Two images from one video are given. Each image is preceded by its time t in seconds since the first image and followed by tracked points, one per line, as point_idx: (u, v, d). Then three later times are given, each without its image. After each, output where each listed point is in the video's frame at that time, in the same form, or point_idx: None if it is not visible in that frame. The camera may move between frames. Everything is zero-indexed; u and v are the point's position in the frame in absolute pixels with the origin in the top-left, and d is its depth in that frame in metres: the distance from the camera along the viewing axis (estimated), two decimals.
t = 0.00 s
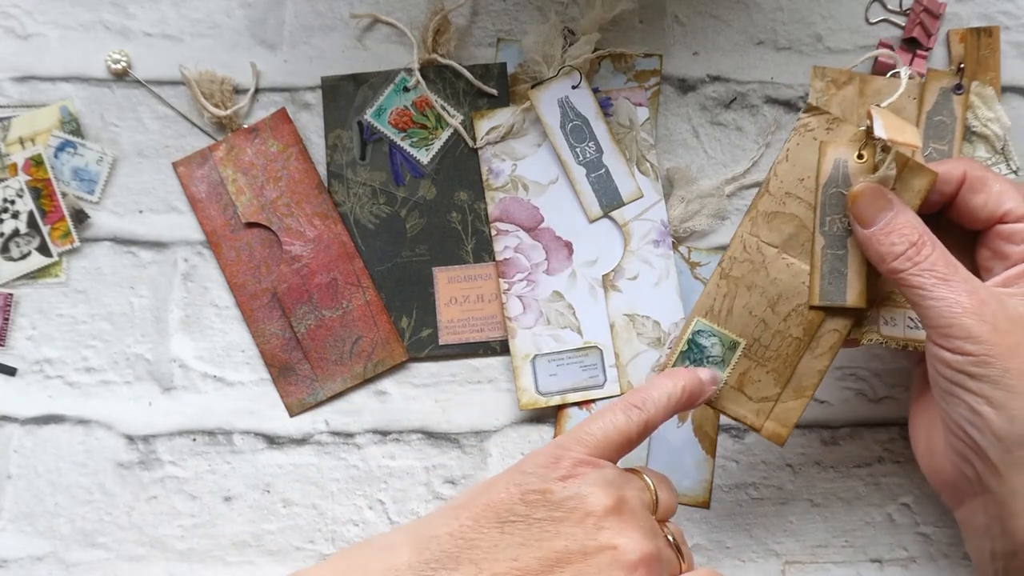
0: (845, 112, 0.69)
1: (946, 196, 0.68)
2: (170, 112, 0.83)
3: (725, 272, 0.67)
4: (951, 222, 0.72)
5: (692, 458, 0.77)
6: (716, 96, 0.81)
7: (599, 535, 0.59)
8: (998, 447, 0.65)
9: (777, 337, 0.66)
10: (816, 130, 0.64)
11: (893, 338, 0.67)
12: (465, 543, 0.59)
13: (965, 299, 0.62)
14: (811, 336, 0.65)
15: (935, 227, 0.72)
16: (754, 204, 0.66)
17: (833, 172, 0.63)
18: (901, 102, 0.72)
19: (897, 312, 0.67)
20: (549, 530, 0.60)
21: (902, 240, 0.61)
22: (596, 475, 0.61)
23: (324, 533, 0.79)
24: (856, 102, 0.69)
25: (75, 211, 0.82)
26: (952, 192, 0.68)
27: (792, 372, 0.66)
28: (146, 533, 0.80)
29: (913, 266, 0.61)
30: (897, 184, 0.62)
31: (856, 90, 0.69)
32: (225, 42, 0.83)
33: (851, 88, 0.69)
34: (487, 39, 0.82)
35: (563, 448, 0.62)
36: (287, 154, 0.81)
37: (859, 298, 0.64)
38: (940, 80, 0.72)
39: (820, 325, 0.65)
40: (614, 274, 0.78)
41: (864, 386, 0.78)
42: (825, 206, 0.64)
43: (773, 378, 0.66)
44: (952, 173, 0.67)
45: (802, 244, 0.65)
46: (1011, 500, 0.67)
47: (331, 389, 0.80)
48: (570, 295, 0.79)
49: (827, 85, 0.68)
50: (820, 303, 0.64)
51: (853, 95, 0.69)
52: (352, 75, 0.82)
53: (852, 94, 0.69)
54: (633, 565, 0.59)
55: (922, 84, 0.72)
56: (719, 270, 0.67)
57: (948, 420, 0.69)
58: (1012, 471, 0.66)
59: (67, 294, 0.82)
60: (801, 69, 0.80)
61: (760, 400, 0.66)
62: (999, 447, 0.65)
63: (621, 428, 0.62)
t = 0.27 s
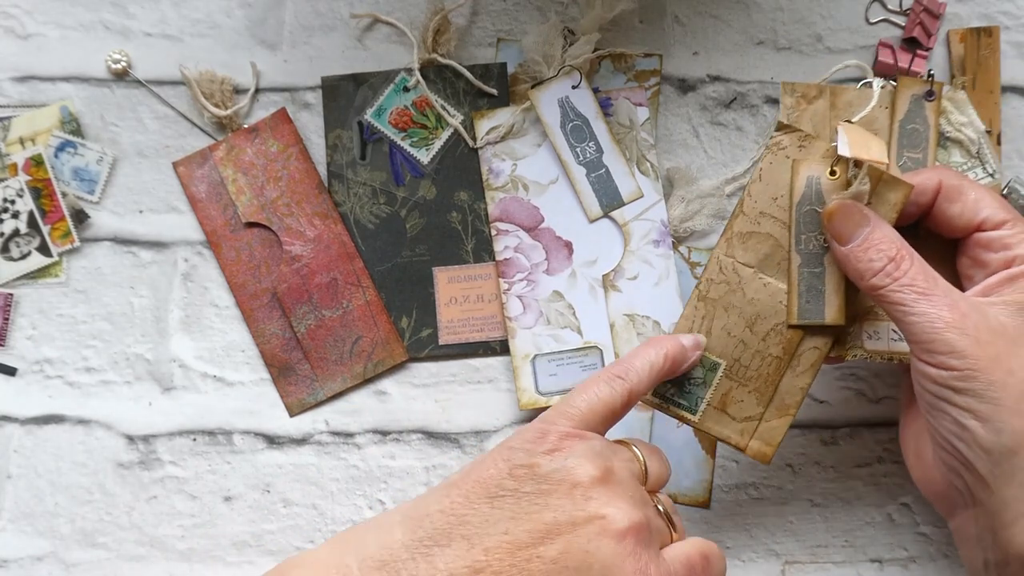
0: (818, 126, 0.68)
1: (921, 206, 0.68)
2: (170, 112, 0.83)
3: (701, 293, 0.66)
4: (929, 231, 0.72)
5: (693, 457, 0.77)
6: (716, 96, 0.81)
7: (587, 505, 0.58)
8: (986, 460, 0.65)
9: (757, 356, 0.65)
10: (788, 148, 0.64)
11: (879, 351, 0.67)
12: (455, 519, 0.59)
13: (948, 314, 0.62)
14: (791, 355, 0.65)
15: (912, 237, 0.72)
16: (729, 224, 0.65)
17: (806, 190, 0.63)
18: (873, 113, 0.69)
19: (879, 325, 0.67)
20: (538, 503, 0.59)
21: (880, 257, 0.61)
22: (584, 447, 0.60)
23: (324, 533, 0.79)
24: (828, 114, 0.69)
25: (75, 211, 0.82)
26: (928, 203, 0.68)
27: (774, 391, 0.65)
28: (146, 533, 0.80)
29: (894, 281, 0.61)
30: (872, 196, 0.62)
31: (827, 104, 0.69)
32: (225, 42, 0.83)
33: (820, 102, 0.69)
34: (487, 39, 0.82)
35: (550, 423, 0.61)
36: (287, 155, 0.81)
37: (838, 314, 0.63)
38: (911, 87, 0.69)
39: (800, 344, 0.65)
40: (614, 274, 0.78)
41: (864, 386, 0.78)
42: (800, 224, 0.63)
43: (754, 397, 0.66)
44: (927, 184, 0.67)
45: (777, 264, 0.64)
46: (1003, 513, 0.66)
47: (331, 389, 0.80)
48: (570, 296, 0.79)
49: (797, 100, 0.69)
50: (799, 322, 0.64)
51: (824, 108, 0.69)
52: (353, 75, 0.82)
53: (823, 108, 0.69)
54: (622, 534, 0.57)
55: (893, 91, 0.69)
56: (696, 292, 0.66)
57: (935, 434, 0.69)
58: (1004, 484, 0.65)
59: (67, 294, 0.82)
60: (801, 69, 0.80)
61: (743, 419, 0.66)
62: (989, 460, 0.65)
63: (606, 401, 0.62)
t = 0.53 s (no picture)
0: (847, 111, 0.67)
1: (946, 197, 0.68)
2: (170, 112, 0.83)
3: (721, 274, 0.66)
4: (952, 223, 0.71)
5: (693, 457, 0.77)
6: (716, 96, 0.81)
7: (585, 516, 0.58)
8: (1000, 454, 0.65)
9: (772, 339, 0.66)
10: (816, 132, 0.63)
11: (893, 340, 0.66)
12: (453, 527, 0.59)
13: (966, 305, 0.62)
14: (806, 339, 0.65)
15: (935, 228, 0.72)
16: (752, 205, 0.65)
17: (833, 174, 0.62)
18: (905, 101, 0.70)
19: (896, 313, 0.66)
20: (536, 512, 0.59)
21: (903, 245, 0.60)
22: (584, 457, 0.59)
23: (324, 533, 0.79)
24: (859, 100, 0.67)
25: (76, 211, 0.82)
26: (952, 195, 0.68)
27: (787, 373, 0.66)
28: (146, 533, 0.80)
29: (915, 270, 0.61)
30: (899, 186, 0.61)
31: (858, 89, 0.67)
32: (225, 42, 0.83)
33: (852, 86, 0.67)
34: (487, 39, 0.82)
35: (551, 432, 0.61)
36: (287, 155, 0.81)
37: (856, 301, 0.63)
38: (941, 77, 0.72)
39: (815, 329, 0.65)
40: (614, 274, 0.78)
41: (864, 386, 0.78)
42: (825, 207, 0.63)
43: (767, 380, 0.66)
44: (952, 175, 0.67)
45: (798, 247, 0.64)
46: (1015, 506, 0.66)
47: (331, 389, 0.80)
48: (570, 295, 0.79)
49: (828, 84, 0.67)
50: (816, 307, 0.64)
51: (855, 93, 0.67)
52: (352, 75, 0.82)
53: (854, 92, 0.67)
54: (619, 546, 0.57)
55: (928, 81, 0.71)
56: (715, 273, 0.66)
57: (950, 425, 0.69)
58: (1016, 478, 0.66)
59: (67, 294, 0.82)
60: (800, 69, 0.80)
61: (754, 399, 0.66)
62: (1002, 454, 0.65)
63: (609, 412, 0.62)
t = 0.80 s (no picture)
0: (809, 131, 0.65)
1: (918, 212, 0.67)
2: (170, 112, 0.83)
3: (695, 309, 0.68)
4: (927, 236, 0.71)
5: (693, 458, 0.77)
6: (716, 96, 0.81)
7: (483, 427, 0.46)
8: (989, 477, 0.64)
9: (751, 370, 0.67)
10: (778, 159, 0.65)
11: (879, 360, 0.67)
12: (397, 471, 0.50)
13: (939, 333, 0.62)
14: (784, 368, 0.67)
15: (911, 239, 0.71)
16: (721, 239, 0.67)
17: (798, 203, 0.63)
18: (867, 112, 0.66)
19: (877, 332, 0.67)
20: (446, 444, 0.47)
21: (872, 279, 0.60)
22: (503, 370, 0.47)
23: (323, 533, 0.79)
24: (820, 116, 0.65)
25: (76, 211, 0.82)
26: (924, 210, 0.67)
27: (768, 402, 0.68)
28: (147, 533, 0.80)
29: (889, 301, 0.61)
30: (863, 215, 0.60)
31: (820, 104, 0.65)
32: (225, 42, 0.83)
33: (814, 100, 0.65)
34: (487, 39, 0.82)
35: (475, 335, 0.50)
36: (287, 154, 0.82)
37: (831, 329, 0.64)
38: (903, 83, 0.67)
39: (793, 357, 0.66)
40: (614, 274, 0.78)
41: (864, 386, 0.78)
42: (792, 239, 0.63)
43: (750, 410, 0.69)
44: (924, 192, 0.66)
45: (769, 277, 0.65)
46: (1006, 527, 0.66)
47: (331, 389, 0.80)
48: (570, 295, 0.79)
49: (789, 103, 0.66)
50: (791, 335, 0.65)
51: (816, 109, 0.65)
52: (353, 75, 0.82)
53: (814, 108, 0.65)
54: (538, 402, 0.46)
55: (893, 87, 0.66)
56: (691, 307, 0.68)
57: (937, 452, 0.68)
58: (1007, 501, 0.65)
59: (67, 294, 0.82)
60: (801, 69, 0.80)
61: (738, 430, 0.69)
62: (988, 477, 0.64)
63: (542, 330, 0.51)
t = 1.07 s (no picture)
0: (772, 146, 0.63)
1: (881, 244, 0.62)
2: (170, 112, 0.83)
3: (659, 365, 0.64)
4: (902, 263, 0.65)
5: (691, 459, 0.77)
6: (716, 96, 0.81)
7: (483, 360, 0.59)
8: (958, 522, 0.64)
9: (737, 408, 0.65)
10: (721, 207, 0.58)
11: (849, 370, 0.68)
12: (413, 401, 0.62)
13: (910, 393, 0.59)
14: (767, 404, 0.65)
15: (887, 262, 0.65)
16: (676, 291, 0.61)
17: (752, 251, 0.57)
18: (836, 119, 0.62)
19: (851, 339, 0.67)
20: (450, 379, 0.60)
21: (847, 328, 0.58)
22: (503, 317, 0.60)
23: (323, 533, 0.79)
24: (784, 129, 0.62)
25: (76, 211, 0.82)
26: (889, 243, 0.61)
27: (756, 434, 0.66)
28: (147, 533, 0.80)
29: (863, 352, 0.58)
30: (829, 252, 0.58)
31: (783, 116, 0.62)
32: (225, 42, 0.83)
33: (777, 112, 0.63)
34: (487, 39, 0.82)
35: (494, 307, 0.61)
36: (287, 155, 0.82)
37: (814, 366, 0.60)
38: (883, 92, 0.62)
39: (774, 395, 0.64)
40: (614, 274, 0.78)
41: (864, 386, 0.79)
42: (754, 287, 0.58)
43: (740, 441, 0.66)
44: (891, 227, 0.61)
45: (737, 321, 0.61)
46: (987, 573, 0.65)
47: (331, 389, 0.80)
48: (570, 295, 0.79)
49: (748, 118, 0.63)
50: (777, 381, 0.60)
51: (779, 120, 0.62)
52: (353, 75, 0.82)
53: (778, 120, 0.63)
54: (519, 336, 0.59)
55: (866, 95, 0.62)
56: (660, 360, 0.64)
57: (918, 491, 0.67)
58: (986, 549, 0.64)
59: (67, 294, 0.82)
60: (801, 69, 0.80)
61: (733, 459, 0.67)
62: (969, 525, 0.64)
63: (538, 290, 0.59)
